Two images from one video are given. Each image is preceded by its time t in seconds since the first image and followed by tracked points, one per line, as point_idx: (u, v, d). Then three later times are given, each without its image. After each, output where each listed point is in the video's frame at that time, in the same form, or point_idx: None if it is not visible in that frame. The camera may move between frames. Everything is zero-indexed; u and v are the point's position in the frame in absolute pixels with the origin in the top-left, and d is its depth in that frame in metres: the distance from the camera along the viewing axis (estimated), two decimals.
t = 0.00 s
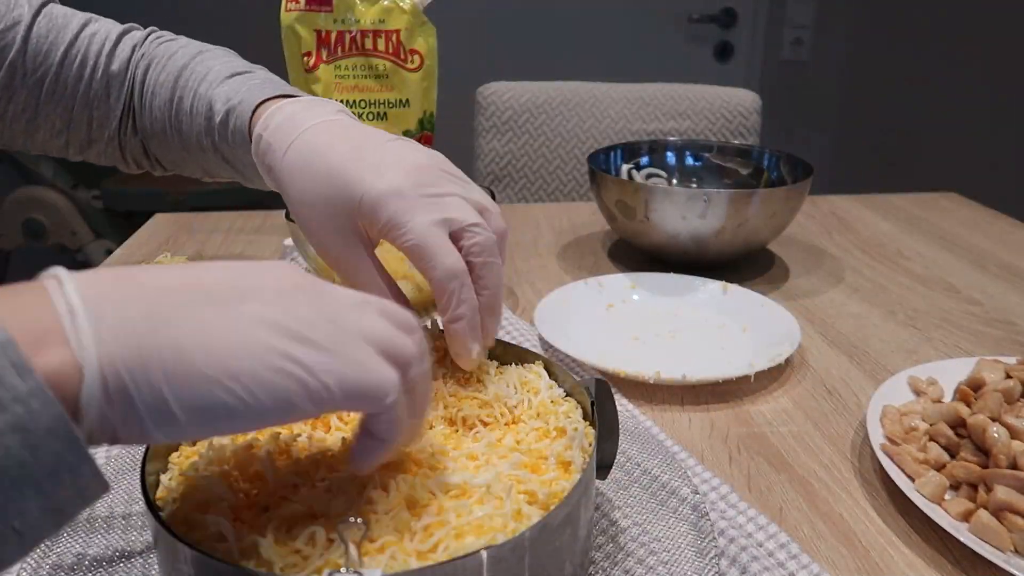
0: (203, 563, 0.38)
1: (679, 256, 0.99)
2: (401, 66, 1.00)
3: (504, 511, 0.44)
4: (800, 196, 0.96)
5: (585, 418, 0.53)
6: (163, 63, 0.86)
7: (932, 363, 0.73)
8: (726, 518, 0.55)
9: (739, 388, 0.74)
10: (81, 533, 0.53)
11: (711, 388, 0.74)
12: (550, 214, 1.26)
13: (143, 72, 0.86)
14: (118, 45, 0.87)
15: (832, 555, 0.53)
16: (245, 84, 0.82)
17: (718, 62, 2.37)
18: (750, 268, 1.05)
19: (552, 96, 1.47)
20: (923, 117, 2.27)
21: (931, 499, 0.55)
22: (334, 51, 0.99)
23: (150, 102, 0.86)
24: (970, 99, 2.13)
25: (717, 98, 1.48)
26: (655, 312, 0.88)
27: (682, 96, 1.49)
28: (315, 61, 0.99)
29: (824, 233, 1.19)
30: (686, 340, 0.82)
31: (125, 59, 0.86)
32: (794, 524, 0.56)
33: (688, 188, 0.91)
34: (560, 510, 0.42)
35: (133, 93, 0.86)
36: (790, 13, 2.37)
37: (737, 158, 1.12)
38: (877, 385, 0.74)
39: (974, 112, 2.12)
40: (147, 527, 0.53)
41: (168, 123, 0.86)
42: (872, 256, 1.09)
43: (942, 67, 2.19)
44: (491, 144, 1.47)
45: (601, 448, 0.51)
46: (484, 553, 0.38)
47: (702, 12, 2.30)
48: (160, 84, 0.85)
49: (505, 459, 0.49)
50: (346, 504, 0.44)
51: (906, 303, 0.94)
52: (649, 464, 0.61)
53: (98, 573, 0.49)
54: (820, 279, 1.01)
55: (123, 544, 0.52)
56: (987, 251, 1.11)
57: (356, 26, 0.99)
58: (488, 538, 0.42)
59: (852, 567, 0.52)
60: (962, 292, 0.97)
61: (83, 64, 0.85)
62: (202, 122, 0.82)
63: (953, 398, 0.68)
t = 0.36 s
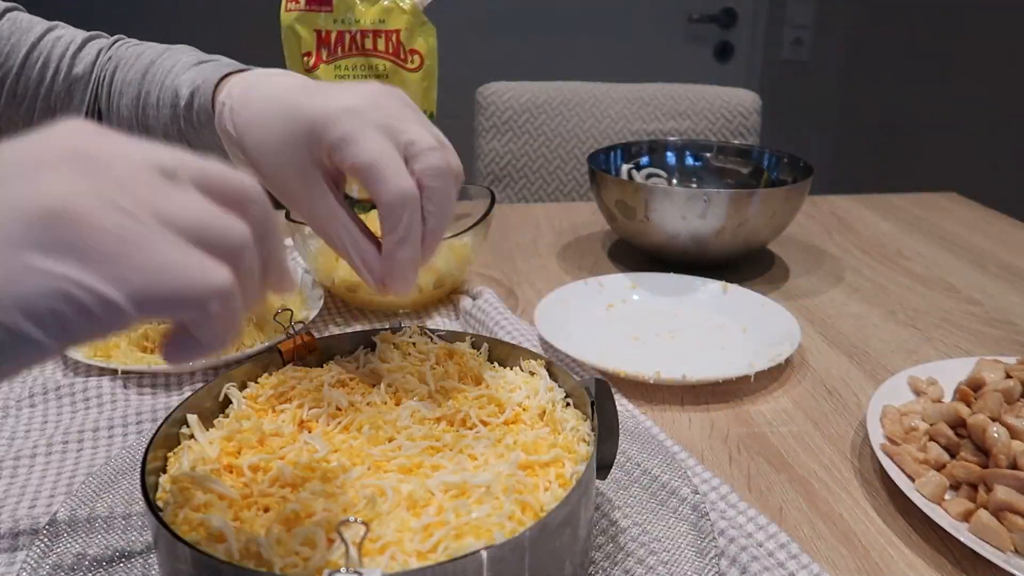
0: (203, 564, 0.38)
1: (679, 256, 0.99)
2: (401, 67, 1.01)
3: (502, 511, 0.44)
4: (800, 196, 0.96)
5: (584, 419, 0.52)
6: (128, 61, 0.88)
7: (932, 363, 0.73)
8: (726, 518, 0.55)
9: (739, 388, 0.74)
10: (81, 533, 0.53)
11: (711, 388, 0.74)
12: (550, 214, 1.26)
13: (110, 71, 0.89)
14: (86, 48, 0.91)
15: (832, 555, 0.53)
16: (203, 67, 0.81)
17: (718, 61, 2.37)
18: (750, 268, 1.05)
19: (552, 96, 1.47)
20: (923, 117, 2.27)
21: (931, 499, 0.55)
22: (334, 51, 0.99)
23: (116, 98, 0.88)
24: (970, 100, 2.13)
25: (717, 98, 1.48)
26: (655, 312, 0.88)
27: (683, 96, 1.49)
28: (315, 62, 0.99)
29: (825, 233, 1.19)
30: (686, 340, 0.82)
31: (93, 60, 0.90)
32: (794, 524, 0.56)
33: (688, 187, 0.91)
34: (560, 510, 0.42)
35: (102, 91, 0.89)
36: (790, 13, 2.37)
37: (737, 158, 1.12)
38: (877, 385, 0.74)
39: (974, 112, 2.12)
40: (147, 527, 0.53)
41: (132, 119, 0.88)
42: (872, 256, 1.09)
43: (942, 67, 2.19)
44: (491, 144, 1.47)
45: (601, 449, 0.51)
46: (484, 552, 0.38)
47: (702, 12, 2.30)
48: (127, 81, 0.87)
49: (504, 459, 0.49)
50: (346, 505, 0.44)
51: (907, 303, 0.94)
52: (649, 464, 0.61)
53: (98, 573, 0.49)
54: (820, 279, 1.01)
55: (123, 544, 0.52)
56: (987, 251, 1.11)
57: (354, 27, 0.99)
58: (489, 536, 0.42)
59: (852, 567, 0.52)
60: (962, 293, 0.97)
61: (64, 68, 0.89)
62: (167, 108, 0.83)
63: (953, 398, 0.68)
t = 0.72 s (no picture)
0: (203, 564, 0.38)
1: (679, 256, 0.99)
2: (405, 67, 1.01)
3: (501, 510, 0.44)
4: (800, 196, 0.96)
5: (584, 418, 0.52)
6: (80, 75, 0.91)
7: (932, 363, 0.73)
8: (726, 518, 0.55)
9: (739, 388, 0.74)
10: (82, 533, 0.52)
11: (711, 388, 0.74)
12: (550, 214, 1.26)
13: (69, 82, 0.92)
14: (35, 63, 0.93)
15: (831, 555, 0.53)
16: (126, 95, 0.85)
17: (718, 62, 2.37)
18: (750, 268, 1.05)
19: (552, 96, 1.47)
20: (923, 117, 2.27)
21: (931, 499, 0.55)
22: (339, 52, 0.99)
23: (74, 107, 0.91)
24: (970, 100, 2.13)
25: (717, 97, 1.48)
26: (654, 312, 0.88)
27: (683, 96, 1.49)
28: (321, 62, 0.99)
29: (824, 233, 1.19)
30: (686, 340, 0.82)
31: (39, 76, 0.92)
32: (794, 524, 0.56)
33: (688, 187, 0.91)
34: (560, 510, 0.42)
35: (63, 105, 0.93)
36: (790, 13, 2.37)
37: (737, 158, 1.12)
38: (877, 385, 0.74)
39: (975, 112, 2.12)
40: (147, 527, 0.53)
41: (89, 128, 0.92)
42: (872, 256, 1.09)
43: (941, 67, 2.19)
44: (491, 144, 1.47)
45: (601, 449, 0.51)
46: (484, 552, 0.38)
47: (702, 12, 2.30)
48: None
49: (504, 459, 0.49)
50: (346, 505, 0.45)
51: (907, 303, 0.94)
52: (649, 465, 0.61)
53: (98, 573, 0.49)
54: (820, 279, 1.01)
55: (122, 544, 0.52)
56: (987, 251, 1.11)
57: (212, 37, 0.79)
58: (490, 535, 0.42)
59: (852, 567, 0.52)
60: (961, 292, 0.97)
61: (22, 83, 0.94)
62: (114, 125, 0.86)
63: (953, 398, 0.68)
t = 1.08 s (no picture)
0: (203, 564, 0.38)
1: (679, 256, 0.99)
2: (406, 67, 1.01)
3: (501, 510, 0.44)
4: (800, 196, 0.96)
5: (584, 419, 0.52)
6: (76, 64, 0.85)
7: (932, 363, 0.73)
8: (726, 518, 0.55)
9: (739, 388, 0.74)
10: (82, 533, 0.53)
11: (711, 388, 0.74)
12: (550, 214, 1.26)
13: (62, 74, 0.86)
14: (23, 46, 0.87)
15: (831, 555, 0.53)
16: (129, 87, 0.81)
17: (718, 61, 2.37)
18: (750, 268, 1.05)
19: (551, 96, 1.47)
20: (922, 117, 2.27)
21: (931, 499, 0.55)
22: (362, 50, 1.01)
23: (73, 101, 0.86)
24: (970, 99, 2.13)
25: (717, 97, 1.48)
26: (654, 312, 0.88)
27: (682, 96, 1.49)
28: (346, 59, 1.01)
29: (824, 233, 1.19)
30: (687, 340, 0.82)
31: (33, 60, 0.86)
32: (794, 524, 0.56)
33: (688, 187, 0.91)
34: (560, 510, 0.42)
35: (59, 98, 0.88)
36: (790, 13, 2.37)
37: (737, 158, 1.12)
38: (877, 385, 0.74)
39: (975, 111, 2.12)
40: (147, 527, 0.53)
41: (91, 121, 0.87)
42: (872, 256, 1.09)
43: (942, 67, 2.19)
44: (491, 144, 1.47)
45: (601, 450, 0.51)
46: (484, 552, 0.38)
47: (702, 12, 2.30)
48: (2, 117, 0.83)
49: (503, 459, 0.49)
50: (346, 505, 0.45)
51: (906, 303, 0.94)
52: (649, 465, 0.61)
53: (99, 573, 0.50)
54: (820, 279, 1.01)
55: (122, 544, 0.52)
56: (987, 251, 1.11)
57: (90, 181, 0.37)
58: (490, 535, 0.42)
59: (851, 567, 0.52)
60: (961, 292, 0.97)
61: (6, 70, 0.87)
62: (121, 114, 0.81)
63: (953, 398, 0.68)
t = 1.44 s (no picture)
0: (203, 564, 0.38)
1: (679, 256, 0.99)
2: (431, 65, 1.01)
3: (501, 511, 0.44)
4: (800, 196, 0.96)
5: (585, 419, 0.52)
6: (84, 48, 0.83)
7: (932, 363, 0.73)
8: (726, 518, 0.55)
9: (739, 388, 0.74)
10: (81, 533, 0.52)
11: (711, 388, 0.74)
12: (550, 214, 1.26)
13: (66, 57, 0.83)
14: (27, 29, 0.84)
15: (832, 555, 0.53)
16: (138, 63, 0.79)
17: (718, 61, 2.36)
18: (750, 268, 1.05)
19: (551, 96, 1.47)
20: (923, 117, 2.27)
21: (931, 499, 0.55)
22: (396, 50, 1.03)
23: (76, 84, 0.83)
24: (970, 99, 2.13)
25: (717, 97, 1.48)
26: (654, 312, 0.88)
27: (682, 96, 1.49)
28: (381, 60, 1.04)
29: (824, 233, 1.19)
30: (687, 340, 0.82)
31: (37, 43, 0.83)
32: (794, 524, 0.56)
33: (688, 187, 0.91)
34: (560, 510, 0.42)
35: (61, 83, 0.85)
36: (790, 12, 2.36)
37: (737, 157, 1.12)
38: (877, 385, 0.74)
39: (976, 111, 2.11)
40: (147, 527, 0.53)
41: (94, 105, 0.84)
42: (871, 256, 1.09)
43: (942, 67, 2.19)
44: (491, 144, 1.47)
45: (601, 449, 0.51)
46: (484, 553, 0.38)
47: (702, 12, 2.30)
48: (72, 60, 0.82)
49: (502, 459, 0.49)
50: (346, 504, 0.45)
51: (906, 303, 0.94)
52: (649, 465, 0.61)
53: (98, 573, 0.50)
54: (820, 279, 1.01)
55: (122, 544, 0.52)
56: (987, 251, 1.11)
57: (75, 143, 0.41)
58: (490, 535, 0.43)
59: (852, 567, 0.52)
60: (961, 292, 0.97)
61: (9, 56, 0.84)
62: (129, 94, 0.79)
63: (953, 398, 0.68)
